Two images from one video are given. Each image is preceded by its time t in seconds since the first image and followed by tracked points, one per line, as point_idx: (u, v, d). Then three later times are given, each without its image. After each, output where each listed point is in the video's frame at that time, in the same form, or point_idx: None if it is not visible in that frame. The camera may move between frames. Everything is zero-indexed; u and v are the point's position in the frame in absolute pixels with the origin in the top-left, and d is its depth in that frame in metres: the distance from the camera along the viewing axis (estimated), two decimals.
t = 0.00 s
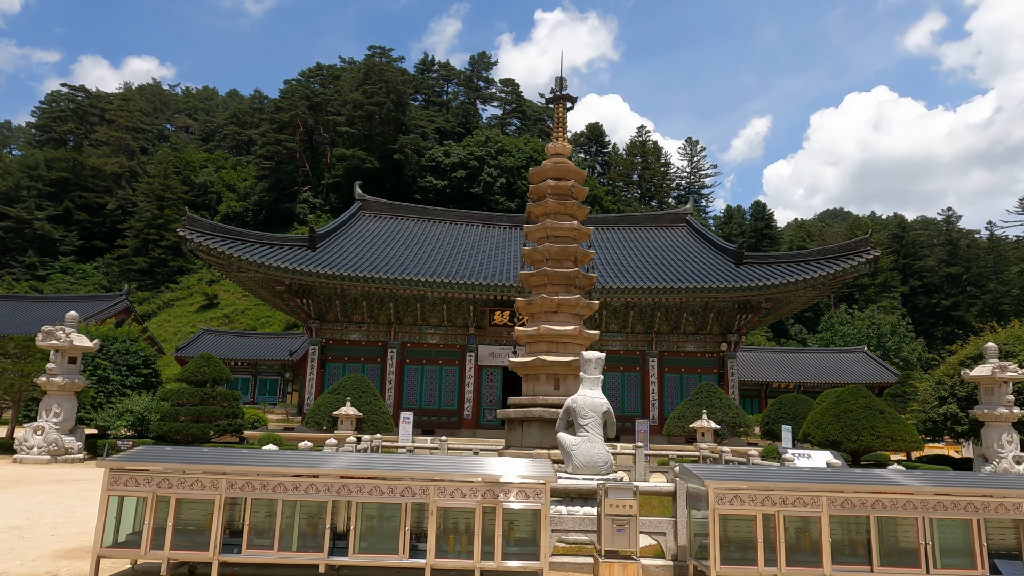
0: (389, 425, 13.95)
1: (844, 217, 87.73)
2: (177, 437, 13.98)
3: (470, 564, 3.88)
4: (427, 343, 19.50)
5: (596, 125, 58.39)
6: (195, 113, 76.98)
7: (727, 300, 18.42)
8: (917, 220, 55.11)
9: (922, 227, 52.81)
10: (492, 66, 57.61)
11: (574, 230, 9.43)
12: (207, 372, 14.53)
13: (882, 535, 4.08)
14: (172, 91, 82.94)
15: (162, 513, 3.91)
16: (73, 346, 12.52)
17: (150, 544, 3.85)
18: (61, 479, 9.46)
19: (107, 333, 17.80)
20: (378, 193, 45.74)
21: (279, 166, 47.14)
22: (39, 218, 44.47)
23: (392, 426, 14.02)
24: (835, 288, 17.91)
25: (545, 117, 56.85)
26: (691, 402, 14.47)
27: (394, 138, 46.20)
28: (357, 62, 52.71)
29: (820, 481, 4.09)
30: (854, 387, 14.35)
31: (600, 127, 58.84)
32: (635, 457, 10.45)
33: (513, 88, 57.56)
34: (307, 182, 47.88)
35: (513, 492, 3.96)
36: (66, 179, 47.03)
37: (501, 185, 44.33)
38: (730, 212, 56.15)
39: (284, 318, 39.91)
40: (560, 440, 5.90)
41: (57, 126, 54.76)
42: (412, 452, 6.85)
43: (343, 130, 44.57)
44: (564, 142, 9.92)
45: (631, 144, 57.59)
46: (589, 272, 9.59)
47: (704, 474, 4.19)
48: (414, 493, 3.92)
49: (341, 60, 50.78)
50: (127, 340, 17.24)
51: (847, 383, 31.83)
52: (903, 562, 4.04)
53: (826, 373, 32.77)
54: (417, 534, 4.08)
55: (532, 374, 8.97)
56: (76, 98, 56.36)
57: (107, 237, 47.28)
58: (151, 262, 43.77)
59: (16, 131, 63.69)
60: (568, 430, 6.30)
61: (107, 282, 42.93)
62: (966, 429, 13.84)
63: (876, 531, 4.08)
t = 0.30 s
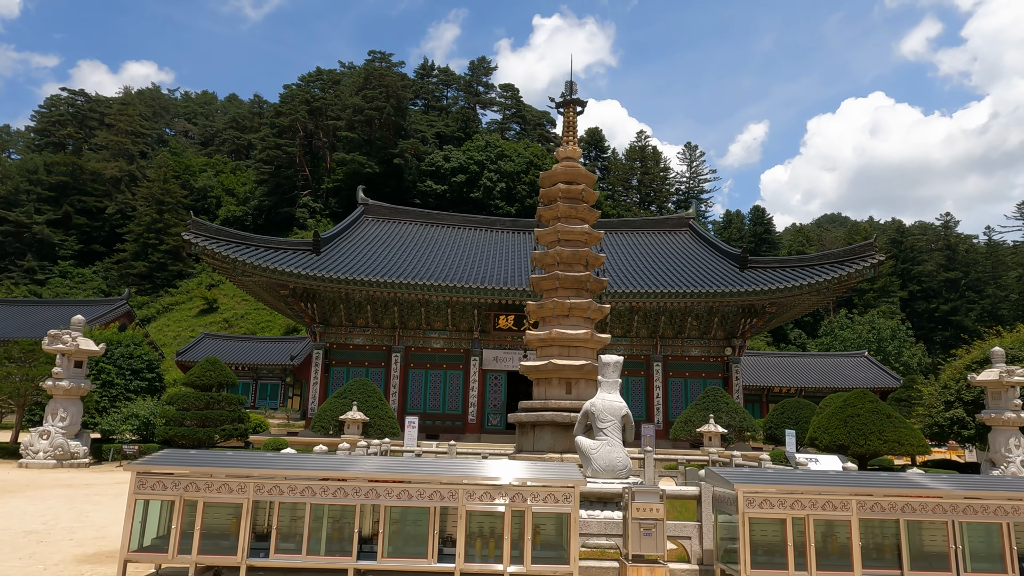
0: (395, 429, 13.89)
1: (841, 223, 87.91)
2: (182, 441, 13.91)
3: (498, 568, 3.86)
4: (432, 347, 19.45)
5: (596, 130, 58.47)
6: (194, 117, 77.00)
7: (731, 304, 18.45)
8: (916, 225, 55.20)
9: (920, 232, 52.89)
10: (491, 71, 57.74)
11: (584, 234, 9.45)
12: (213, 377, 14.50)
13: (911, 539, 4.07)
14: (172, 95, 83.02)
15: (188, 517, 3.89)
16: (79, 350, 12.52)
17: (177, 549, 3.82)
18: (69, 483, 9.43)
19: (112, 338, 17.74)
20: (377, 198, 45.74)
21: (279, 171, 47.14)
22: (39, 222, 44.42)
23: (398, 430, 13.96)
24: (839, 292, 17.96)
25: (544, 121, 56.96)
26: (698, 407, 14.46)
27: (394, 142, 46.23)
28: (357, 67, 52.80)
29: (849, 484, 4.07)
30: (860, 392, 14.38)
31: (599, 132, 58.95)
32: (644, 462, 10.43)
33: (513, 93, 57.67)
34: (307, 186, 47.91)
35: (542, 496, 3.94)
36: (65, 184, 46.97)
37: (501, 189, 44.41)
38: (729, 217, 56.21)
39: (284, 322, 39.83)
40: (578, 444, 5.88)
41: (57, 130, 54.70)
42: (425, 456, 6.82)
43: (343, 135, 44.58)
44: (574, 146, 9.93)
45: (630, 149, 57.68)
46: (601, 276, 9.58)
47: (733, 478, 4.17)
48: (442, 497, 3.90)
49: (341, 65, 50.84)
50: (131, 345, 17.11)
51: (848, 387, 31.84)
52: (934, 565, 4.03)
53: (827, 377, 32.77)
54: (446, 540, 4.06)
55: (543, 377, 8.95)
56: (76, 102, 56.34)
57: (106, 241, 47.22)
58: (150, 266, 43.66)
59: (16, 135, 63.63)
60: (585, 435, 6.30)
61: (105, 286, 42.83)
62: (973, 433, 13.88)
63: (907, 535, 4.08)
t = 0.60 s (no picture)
0: (405, 429, 13.89)
1: (843, 222, 87.79)
2: (193, 441, 13.94)
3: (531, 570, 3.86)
4: (439, 347, 19.45)
5: (599, 129, 58.37)
6: (196, 117, 76.99)
7: (739, 304, 18.43)
8: (918, 224, 55.13)
9: (923, 231, 52.81)
10: (494, 71, 57.70)
11: (598, 234, 9.44)
12: (223, 376, 14.51)
13: (946, 541, 4.06)
14: (174, 95, 83.00)
15: (219, 519, 3.89)
16: (90, 351, 12.55)
17: (209, 551, 3.82)
18: (82, 484, 9.44)
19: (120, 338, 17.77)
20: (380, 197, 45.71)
21: (282, 170, 47.11)
22: (42, 222, 44.43)
23: (408, 430, 13.96)
24: (847, 291, 17.94)
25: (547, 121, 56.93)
26: (708, 407, 14.44)
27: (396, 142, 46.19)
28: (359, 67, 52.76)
29: (881, 487, 4.08)
30: (870, 392, 14.36)
31: (602, 132, 58.92)
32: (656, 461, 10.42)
33: (515, 92, 57.62)
34: (309, 186, 47.90)
35: (574, 498, 3.94)
36: (68, 183, 46.96)
37: (504, 189, 44.41)
38: (732, 216, 56.12)
39: (287, 322, 39.80)
40: (600, 445, 5.88)
41: (59, 129, 54.68)
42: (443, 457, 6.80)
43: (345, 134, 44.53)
44: (587, 146, 9.91)
45: (632, 148, 57.61)
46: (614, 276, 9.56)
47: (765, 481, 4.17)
48: (475, 499, 3.90)
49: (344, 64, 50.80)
50: (139, 345, 17.10)
51: (852, 386, 31.82)
52: (967, 568, 4.03)
53: (832, 376, 32.73)
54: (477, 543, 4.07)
55: (557, 378, 8.95)
56: (78, 102, 56.33)
57: (109, 241, 47.22)
58: (153, 265, 43.62)
59: (18, 135, 63.62)
60: (605, 435, 6.29)
61: (108, 286, 42.81)
62: (983, 433, 13.86)
63: (941, 538, 4.07)
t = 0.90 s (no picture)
0: (415, 428, 13.90)
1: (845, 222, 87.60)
2: (204, 441, 13.98)
3: (565, 569, 3.88)
4: (447, 346, 19.48)
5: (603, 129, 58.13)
6: (198, 117, 77.06)
7: (747, 303, 18.42)
8: (921, 223, 55.06)
9: (925, 230, 52.73)
10: (496, 70, 57.69)
11: (613, 234, 9.45)
12: (234, 376, 14.57)
13: (977, 539, 4.08)
14: (177, 95, 83.11)
15: (256, 518, 3.91)
16: (102, 351, 12.60)
17: (246, 550, 3.85)
18: (99, 483, 9.49)
19: (131, 339, 17.81)
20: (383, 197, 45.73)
21: (285, 170, 47.13)
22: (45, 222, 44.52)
23: (418, 429, 13.96)
24: (855, 291, 17.93)
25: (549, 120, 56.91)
26: (718, 406, 14.45)
27: (399, 141, 46.19)
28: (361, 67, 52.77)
29: (911, 486, 4.10)
30: (880, 390, 14.36)
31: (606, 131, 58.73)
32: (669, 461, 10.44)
33: (518, 92, 57.60)
34: (312, 186, 47.97)
35: (608, 497, 3.96)
36: (71, 183, 47.02)
37: (507, 188, 44.44)
38: (735, 215, 56.08)
39: (291, 322, 39.86)
40: (622, 444, 5.91)
41: (62, 129, 54.75)
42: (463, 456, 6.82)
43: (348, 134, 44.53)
44: (601, 146, 9.93)
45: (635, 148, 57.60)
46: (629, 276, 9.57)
47: (798, 479, 4.20)
48: (509, 497, 3.93)
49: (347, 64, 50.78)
50: (149, 344, 17.12)
51: (857, 385, 31.80)
52: (996, 565, 4.06)
53: (836, 375, 32.70)
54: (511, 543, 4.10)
55: (572, 377, 8.98)
56: (81, 102, 56.37)
57: (112, 241, 47.29)
58: (156, 265, 43.66)
59: (21, 135, 63.71)
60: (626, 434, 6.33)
61: (112, 286, 42.87)
62: (993, 432, 13.87)
63: (971, 536, 4.08)
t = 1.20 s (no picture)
0: (423, 430, 13.88)
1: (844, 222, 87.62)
2: (212, 443, 13.97)
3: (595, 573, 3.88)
4: (452, 348, 19.45)
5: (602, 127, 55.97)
6: (198, 118, 77.09)
7: (753, 304, 18.41)
8: (921, 224, 55.07)
9: (925, 231, 52.76)
10: (496, 71, 57.70)
11: (625, 236, 9.45)
12: (241, 378, 14.55)
13: (1007, 543, 4.06)
14: (177, 96, 83.16)
15: (285, 521, 3.91)
16: (110, 353, 12.58)
17: (276, 554, 3.84)
18: (109, 486, 9.49)
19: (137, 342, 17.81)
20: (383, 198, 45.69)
21: (285, 171, 47.09)
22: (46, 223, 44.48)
23: (426, 431, 13.94)
24: (861, 292, 17.93)
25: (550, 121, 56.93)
26: (726, 408, 14.46)
27: (400, 142, 46.15)
28: (361, 68, 52.73)
29: (940, 488, 4.10)
30: (888, 392, 14.36)
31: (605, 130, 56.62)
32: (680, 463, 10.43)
33: (518, 93, 57.63)
34: (313, 187, 47.96)
35: (637, 501, 3.95)
36: (71, 185, 46.98)
37: (507, 189, 44.45)
38: (736, 215, 56.08)
39: (293, 323, 39.83)
40: (641, 447, 5.90)
41: (63, 131, 54.73)
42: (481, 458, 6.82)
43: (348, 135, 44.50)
44: (612, 148, 9.94)
45: (635, 149, 57.58)
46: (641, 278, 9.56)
47: (827, 483, 4.19)
48: (538, 502, 3.92)
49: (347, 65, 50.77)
50: (154, 346, 17.10)
51: (859, 386, 31.80)
52: None
53: (838, 376, 32.68)
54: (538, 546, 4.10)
55: (585, 380, 8.97)
56: (82, 103, 56.33)
57: (113, 242, 47.27)
58: (157, 266, 43.60)
59: (21, 137, 63.66)
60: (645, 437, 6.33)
61: (112, 287, 42.83)
62: (1001, 433, 13.86)
63: (1002, 539, 4.07)
